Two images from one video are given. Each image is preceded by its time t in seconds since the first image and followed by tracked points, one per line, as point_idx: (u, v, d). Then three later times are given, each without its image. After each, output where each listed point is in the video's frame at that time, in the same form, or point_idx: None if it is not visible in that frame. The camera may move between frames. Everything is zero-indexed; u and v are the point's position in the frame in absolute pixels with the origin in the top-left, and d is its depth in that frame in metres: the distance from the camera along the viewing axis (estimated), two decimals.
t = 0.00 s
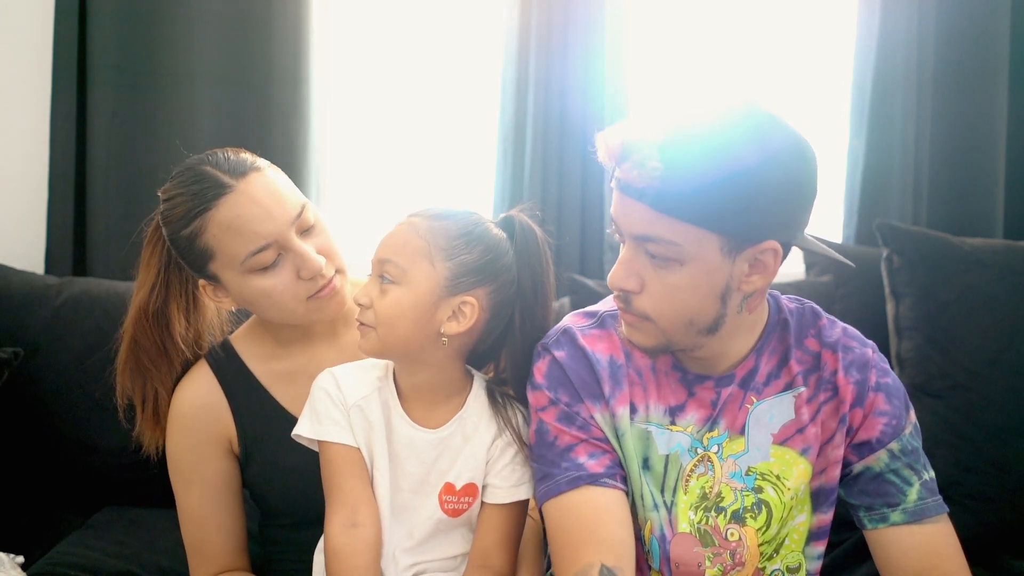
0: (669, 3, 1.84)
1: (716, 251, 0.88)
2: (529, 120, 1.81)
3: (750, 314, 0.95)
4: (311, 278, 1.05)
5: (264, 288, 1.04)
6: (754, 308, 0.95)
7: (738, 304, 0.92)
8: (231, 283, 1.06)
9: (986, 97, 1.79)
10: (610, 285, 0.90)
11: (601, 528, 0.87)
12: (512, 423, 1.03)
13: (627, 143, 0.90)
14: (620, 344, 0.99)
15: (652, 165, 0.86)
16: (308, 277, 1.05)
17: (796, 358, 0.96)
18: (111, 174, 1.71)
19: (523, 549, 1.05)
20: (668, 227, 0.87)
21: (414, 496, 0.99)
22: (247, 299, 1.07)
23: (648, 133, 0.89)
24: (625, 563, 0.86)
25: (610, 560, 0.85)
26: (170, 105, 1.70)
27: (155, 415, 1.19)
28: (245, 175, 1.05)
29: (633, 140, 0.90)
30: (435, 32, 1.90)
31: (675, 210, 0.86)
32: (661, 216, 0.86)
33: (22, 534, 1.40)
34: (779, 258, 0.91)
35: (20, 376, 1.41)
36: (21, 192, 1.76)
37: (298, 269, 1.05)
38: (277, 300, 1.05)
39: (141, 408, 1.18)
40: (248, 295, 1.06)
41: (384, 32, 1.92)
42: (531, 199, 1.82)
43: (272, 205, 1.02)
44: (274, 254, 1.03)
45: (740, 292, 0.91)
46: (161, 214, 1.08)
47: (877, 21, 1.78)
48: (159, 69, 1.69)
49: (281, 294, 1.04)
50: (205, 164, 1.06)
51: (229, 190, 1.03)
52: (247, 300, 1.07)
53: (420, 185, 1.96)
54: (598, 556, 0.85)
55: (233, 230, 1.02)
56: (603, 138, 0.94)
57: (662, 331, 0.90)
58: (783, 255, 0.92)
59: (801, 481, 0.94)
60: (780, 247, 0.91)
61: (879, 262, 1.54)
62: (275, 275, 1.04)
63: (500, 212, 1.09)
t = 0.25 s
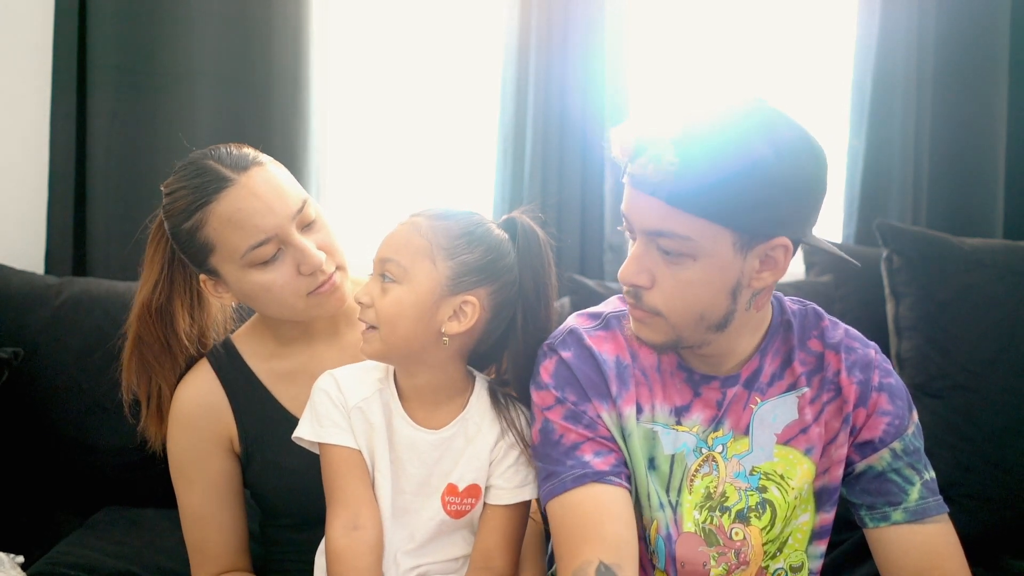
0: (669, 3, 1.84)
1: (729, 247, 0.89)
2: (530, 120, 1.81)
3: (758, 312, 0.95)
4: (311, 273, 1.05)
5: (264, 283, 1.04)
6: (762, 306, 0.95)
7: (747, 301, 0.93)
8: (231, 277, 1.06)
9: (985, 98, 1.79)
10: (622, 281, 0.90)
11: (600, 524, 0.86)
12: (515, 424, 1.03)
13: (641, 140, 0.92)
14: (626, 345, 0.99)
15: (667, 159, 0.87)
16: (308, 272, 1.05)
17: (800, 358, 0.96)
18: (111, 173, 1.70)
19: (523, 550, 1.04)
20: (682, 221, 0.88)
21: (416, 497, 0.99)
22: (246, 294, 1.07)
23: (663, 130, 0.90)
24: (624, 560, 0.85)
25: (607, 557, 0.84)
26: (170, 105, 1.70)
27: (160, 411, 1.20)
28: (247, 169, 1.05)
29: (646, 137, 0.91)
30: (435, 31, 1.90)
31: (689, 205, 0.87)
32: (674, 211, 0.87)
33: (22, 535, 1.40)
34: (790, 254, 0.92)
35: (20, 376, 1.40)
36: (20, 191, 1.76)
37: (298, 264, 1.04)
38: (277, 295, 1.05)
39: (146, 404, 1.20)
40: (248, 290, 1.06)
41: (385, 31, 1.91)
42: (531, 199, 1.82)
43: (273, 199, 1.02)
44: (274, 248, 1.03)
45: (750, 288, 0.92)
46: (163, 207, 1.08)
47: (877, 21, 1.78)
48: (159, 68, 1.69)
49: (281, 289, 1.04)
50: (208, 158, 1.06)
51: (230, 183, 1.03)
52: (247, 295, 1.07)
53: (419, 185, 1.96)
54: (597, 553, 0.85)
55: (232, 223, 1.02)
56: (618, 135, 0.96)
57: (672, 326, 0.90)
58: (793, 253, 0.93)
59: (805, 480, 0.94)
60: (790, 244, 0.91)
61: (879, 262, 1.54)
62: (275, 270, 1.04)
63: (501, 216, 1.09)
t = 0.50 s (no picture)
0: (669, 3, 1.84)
1: (727, 249, 0.89)
2: (530, 120, 1.81)
3: (755, 313, 0.95)
4: (312, 275, 1.05)
5: (265, 284, 1.04)
6: (761, 307, 0.95)
7: (746, 302, 0.93)
8: (232, 277, 1.06)
9: (985, 97, 1.79)
10: (620, 282, 0.90)
11: (596, 523, 0.86)
12: (514, 425, 1.03)
13: (639, 139, 0.91)
14: (623, 343, 0.99)
15: (667, 160, 0.87)
16: (309, 273, 1.05)
17: (797, 358, 0.96)
18: (111, 174, 1.71)
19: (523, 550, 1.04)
20: (680, 223, 0.88)
21: (416, 498, 0.99)
22: (247, 295, 1.07)
23: (662, 130, 0.90)
24: (620, 559, 0.85)
25: (606, 558, 0.85)
26: (170, 106, 1.70)
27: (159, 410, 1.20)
28: (248, 169, 1.05)
29: (645, 137, 0.91)
30: (435, 32, 1.90)
31: (688, 206, 0.87)
32: (673, 212, 0.87)
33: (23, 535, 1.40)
34: (789, 257, 0.92)
35: (21, 376, 1.41)
36: (22, 192, 1.76)
37: (299, 265, 1.05)
38: (278, 296, 1.05)
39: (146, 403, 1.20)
40: (248, 291, 1.06)
41: (385, 31, 1.92)
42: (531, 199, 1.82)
43: (274, 199, 1.02)
44: (275, 249, 1.03)
45: (749, 289, 0.92)
46: (164, 206, 1.08)
47: (877, 22, 1.78)
48: (159, 69, 1.70)
49: (282, 291, 1.04)
50: (209, 157, 1.07)
51: (231, 183, 1.03)
52: (248, 296, 1.07)
53: (420, 185, 1.96)
54: (593, 554, 0.85)
55: (234, 224, 1.02)
56: (616, 135, 0.96)
57: (671, 327, 0.90)
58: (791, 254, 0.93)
59: (801, 480, 0.94)
60: (789, 245, 0.92)
61: (879, 262, 1.54)
62: (276, 271, 1.04)
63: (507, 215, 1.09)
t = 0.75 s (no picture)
0: (669, 3, 1.84)
1: (726, 249, 0.89)
2: (529, 119, 1.81)
3: (755, 312, 0.95)
4: (311, 277, 1.05)
5: (264, 286, 1.04)
6: (760, 307, 0.95)
7: (745, 302, 0.93)
8: (231, 279, 1.06)
9: (985, 97, 1.79)
10: (619, 282, 0.90)
11: (599, 524, 0.86)
12: (514, 426, 1.03)
13: (636, 140, 0.92)
14: (623, 343, 0.99)
15: (663, 161, 0.87)
16: (308, 275, 1.04)
17: (797, 358, 0.96)
18: (110, 174, 1.71)
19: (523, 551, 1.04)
20: (678, 223, 0.88)
21: (416, 499, 0.99)
22: (246, 296, 1.07)
23: (658, 131, 0.90)
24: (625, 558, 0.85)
25: (608, 558, 0.85)
26: (170, 105, 1.70)
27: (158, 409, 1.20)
28: (248, 170, 1.05)
29: (643, 137, 0.91)
30: (435, 31, 1.90)
31: (685, 206, 0.86)
32: (670, 213, 0.87)
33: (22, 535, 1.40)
34: (787, 256, 0.92)
35: (21, 376, 1.41)
36: (21, 191, 1.76)
37: (298, 267, 1.04)
38: (276, 298, 1.05)
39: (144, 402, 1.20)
40: (247, 292, 1.06)
41: (384, 31, 1.91)
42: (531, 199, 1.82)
43: (274, 201, 1.02)
44: (274, 252, 1.03)
45: (747, 289, 0.92)
46: (163, 206, 1.08)
47: (877, 21, 1.78)
48: (158, 68, 1.69)
49: (281, 292, 1.04)
50: (208, 157, 1.06)
51: (231, 185, 1.03)
52: (247, 298, 1.07)
53: (419, 185, 1.96)
54: (596, 554, 0.85)
55: (233, 226, 1.02)
56: (613, 136, 0.96)
57: (669, 328, 0.90)
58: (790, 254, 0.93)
59: (803, 480, 0.94)
60: (788, 244, 0.91)
61: (879, 262, 1.54)
62: (275, 273, 1.04)
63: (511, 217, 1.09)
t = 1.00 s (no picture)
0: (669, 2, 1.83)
1: (732, 252, 0.89)
2: (530, 119, 1.81)
3: (760, 314, 0.95)
4: (310, 278, 1.05)
5: (263, 287, 1.04)
6: (764, 309, 0.95)
7: (750, 304, 0.93)
8: (230, 280, 1.06)
9: (986, 97, 1.79)
10: (624, 284, 0.90)
11: (597, 526, 0.86)
12: (513, 426, 1.03)
13: (644, 142, 0.92)
14: (625, 344, 0.98)
15: (671, 162, 0.87)
16: (307, 277, 1.04)
17: (798, 358, 0.96)
18: (111, 173, 1.70)
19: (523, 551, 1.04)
20: (685, 226, 0.88)
21: (415, 499, 0.99)
22: (246, 298, 1.07)
23: (666, 133, 0.90)
24: (623, 560, 0.85)
25: (607, 560, 0.85)
26: (170, 105, 1.70)
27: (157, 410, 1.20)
28: (247, 172, 1.04)
29: (649, 139, 0.91)
30: (434, 31, 1.90)
31: (692, 208, 0.86)
32: (677, 214, 0.87)
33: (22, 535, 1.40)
34: (793, 259, 0.92)
35: (21, 376, 1.40)
36: (21, 191, 1.75)
37: (297, 269, 1.04)
38: (275, 299, 1.05)
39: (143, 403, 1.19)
40: (246, 293, 1.06)
41: (384, 30, 1.91)
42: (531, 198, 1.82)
43: (272, 203, 1.02)
44: (273, 253, 1.03)
45: (753, 291, 0.91)
46: (161, 207, 1.08)
47: (877, 22, 1.78)
48: (158, 68, 1.69)
49: (279, 293, 1.04)
50: (207, 158, 1.06)
51: (229, 187, 1.03)
52: (247, 299, 1.07)
53: (419, 185, 1.96)
54: (595, 555, 0.85)
55: (231, 227, 1.02)
56: (619, 137, 0.96)
57: (674, 329, 0.90)
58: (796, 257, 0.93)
59: (803, 480, 0.94)
60: (794, 247, 0.91)
61: (879, 262, 1.54)
62: (274, 274, 1.04)
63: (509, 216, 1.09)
